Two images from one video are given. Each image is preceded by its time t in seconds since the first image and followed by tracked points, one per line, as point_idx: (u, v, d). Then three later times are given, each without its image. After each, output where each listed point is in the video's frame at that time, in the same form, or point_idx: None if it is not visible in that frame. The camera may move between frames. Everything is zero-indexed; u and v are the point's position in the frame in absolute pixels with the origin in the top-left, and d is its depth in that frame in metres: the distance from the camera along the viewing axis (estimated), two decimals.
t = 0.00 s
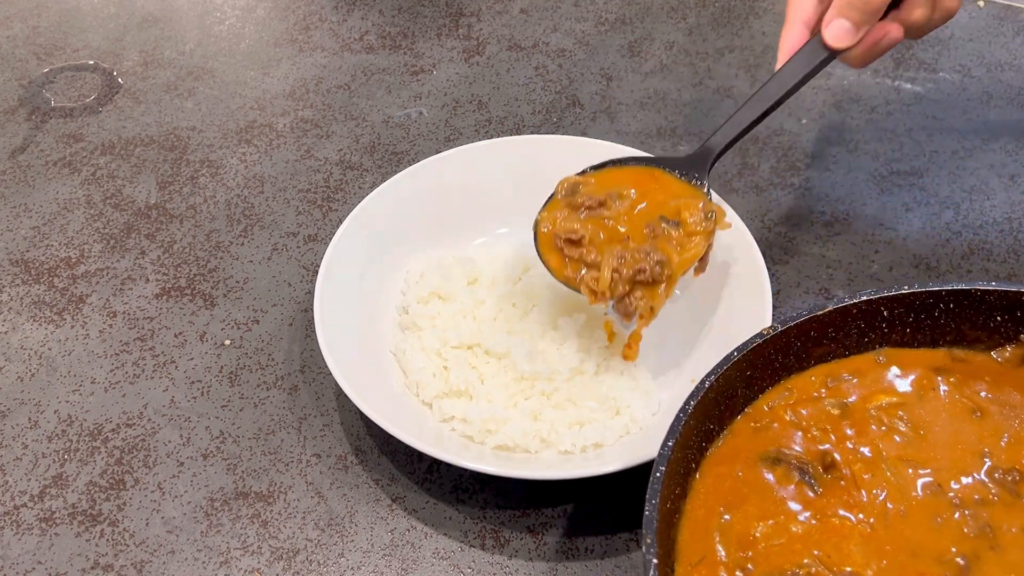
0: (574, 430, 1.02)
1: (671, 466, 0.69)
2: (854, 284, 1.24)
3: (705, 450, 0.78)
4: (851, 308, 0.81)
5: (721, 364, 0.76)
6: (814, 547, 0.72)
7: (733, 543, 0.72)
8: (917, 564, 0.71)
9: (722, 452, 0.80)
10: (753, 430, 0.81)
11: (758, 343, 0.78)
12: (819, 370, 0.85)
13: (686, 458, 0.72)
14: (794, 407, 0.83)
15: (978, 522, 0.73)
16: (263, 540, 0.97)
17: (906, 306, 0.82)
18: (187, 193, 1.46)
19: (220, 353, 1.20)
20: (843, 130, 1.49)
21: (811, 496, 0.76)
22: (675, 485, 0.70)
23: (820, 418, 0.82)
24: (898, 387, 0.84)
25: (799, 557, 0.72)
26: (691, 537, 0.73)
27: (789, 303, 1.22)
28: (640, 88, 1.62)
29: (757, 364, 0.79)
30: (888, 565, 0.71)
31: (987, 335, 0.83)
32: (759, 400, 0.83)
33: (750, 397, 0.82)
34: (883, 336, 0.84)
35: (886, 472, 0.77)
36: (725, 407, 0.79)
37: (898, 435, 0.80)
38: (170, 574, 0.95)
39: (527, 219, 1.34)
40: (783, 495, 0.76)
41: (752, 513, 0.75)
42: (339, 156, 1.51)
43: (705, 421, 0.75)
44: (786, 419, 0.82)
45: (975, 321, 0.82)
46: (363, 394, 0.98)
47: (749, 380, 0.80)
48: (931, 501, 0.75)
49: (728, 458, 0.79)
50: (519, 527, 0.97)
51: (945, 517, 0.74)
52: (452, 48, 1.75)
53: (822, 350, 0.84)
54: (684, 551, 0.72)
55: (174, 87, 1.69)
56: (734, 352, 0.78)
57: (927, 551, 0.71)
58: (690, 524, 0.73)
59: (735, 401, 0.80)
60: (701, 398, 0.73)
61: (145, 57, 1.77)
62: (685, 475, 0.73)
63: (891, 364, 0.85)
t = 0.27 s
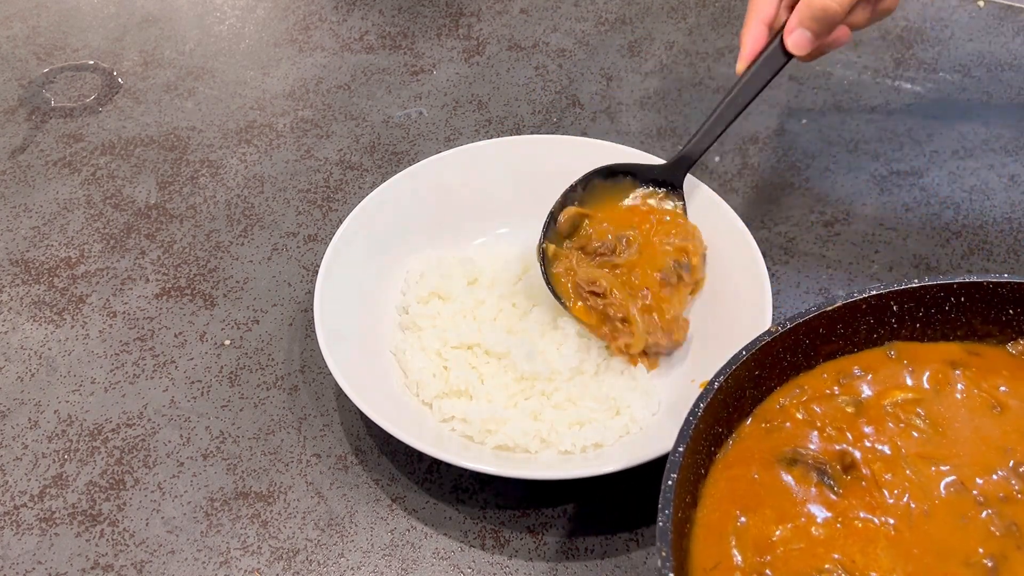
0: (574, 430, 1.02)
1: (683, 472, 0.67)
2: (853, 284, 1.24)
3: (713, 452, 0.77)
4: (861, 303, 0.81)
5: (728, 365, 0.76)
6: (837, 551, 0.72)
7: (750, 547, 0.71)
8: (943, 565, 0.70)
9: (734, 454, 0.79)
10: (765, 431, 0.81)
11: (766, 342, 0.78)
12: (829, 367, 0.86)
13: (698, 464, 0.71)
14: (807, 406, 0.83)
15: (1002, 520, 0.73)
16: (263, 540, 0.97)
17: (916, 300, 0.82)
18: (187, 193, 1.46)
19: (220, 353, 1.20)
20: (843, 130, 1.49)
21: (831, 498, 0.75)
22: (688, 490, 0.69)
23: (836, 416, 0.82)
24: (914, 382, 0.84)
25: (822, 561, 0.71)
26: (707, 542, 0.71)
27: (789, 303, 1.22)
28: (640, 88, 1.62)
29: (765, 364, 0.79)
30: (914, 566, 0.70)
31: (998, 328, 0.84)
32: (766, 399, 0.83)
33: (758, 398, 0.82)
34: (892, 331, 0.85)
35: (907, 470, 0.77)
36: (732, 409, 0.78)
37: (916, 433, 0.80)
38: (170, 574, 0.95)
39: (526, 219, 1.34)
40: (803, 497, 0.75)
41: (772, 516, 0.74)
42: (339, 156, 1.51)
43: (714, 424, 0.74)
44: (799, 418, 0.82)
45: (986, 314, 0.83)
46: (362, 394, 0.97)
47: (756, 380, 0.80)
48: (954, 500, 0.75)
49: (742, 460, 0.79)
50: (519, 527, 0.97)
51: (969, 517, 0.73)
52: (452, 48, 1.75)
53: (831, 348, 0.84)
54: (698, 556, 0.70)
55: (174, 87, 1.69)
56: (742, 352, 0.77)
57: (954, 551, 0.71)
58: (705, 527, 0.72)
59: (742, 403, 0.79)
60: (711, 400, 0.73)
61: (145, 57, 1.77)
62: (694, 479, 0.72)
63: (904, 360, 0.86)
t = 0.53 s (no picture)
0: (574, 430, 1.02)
1: (690, 480, 0.67)
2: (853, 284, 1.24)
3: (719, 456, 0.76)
4: (868, 301, 0.81)
5: (737, 365, 0.74)
6: (846, 557, 0.72)
7: (758, 555, 0.71)
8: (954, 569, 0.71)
9: (741, 457, 0.79)
10: (771, 433, 0.81)
11: (773, 342, 0.77)
12: (835, 366, 0.85)
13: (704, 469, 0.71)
14: (813, 407, 0.83)
15: (1012, 523, 0.74)
16: (263, 540, 0.97)
17: (923, 297, 0.82)
18: (187, 193, 1.46)
19: (220, 353, 1.20)
20: (843, 130, 1.49)
21: (840, 503, 0.75)
22: (694, 497, 0.68)
23: (841, 417, 0.82)
24: (920, 382, 0.84)
25: (832, 567, 0.71)
26: (715, 548, 0.71)
27: (789, 303, 1.22)
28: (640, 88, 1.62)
29: (770, 365, 0.78)
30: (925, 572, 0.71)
31: (1004, 325, 0.84)
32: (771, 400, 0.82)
33: (763, 401, 0.81)
34: (898, 329, 0.85)
35: (916, 474, 0.77)
36: (738, 411, 0.77)
37: (923, 435, 0.80)
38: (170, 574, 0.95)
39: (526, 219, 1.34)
40: (811, 502, 0.75)
41: (780, 521, 0.74)
42: (339, 156, 1.51)
43: (720, 428, 0.74)
44: (805, 420, 0.82)
45: (993, 311, 0.83)
46: (362, 394, 0.97)
47: (761, 381, 0.79)
48: (963, 503, 0.75)
49: (749, 464, 0.78)
50: (519, 527, 0.97)
51: (979, 520, 0.74)
52: (452, 49, 1.75)
53: (836, 347, 0.84)
54: (706, 564, 0.70)
55: (174, 87, 1.69)
56: (748, 352, 0.76)
57: (964, 555, 0.72)
58: (712, 534, 0.72)
59: (748, 404, 0.78)
60: (717, 404, 0.71)
61: (145, 56, 1.77)
62: (700, 486, 0.71)
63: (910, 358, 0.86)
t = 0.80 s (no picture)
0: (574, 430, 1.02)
1: (703, 489, 0.67)
2: (853, 284, 1.24)
3: (731, 464, 0.77)
4: (879, 308, 0.81)
5: (748, 373, 0.75)
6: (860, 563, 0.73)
7: (772, 560, 0.72)
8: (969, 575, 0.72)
9: (755, 464, 0.79)
10: (785, 439, 0.81)
11: (784, 350, 0.77)
12: (848, 373, 0.85)
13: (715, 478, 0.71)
14: (827, 413, 0.83)
15: None
16: (263, 540, 0.97)
17: (934, 303, 0.82)
18: (187, 193, 1.46)
19: (220, 353, 1.20)
20: (843, 130, 1.49)
21: (855, 509, 0.76)
22: (707, 507, 0.69)
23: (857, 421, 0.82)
24: (934, 388, 0.85)
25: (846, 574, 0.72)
26: (730, 556, 0.72)
27: (790, 303, 1.21)
28: (640, 88, 1.62)
29: (782, 372, 0.78)
30: None
31: (1015, 332, 0.84)
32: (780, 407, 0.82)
33: (775, 408, 0.81)
34: (909, 336, 0.85)
35: (931, 480, 0.78)
36: (750, 418, 0.77)
37: (938, 441, 0.81)
38: (170, 574, 0.95)
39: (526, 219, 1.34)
40: (827, 508, 0.76)
41: (795, 527, 0.75)
42: (339, 156, 1.51)
43: (733, 435, 0.74)
44: (819, 426, 0.82)
45: (1005, 318, 0.83)
46: (362, 394, 0.98)
47: (773, 388, 0.79)
48: (977, 510, 0.76)
49: (764, 471, 0.79)
50: (519, 527, 0.97)
51: (994, 527, 0.75)
52: (452, 49, 1.75)
53: (846, 353, 0.84)
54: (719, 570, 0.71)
55: (174, 87, 1.69)
56: (760, 360, 0.76)
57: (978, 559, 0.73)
58: (727, 541, 0.73)
59: (760, 411, 0.79)
60: (729, 411, 0.72)
61: (145, 56, 1.77)
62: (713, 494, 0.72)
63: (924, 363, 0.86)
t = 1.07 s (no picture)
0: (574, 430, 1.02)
1: (700, 502, 0.68)
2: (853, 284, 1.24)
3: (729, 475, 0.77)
4: (875, 320, 0.80)
5: (746, 386, 0.75)
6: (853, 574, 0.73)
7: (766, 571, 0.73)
8: None
9: (750, 474, 0.79)
10: (780, 450, 0.81)
11: (781, 363, 0.77)
12: (845, 385, 0.85)
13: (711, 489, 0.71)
14: (822, 424, 0.83)
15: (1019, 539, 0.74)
16: (264, 540, 0.97)
17: (930, 315, 0.82)
18: (187, 193, 1.46)
19: (220, 353, 1.20)
20: (843, 130, 1.49)
21: (847, 520, 0.76)
22: (704, 519, 0.69)
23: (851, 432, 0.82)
24: (929, 399, 0.84)
25: None
26: (724, 566, 0.73)
27: (790, 303, 1.21)
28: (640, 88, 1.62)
29: (779, 383, 0.78)
30: None
31: (1011, 340, 0.84)
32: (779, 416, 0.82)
33: (773, 418, 0.81)
34: (905, 347, 0.85)
35: (923, 491, 0.78)
36: (747, 430, 0.78)
37: (931, 452, 0.81)
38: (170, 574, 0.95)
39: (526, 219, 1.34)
40: (820, 519, 0.76)
41: (789, 537, 0.75)
42: (339, 156, 1.51)
43: (730, 446, 0.74)
44: (815, 437, 0.82)
45: (1000, 328, 0.82)
46: (362, 394, 0.98)
47: (770, 401, 0.79)
48: (969, 520, 0.76)
49: (758, 481, 0.79)
50: (519, 527, 0.97)
51: (985, 537, 0.75)
52: (452, 49, 1.75)
53: (844, 364, 0.84)
54: None
55: (175, 87, 1.69)
56: (757, 373, 0.76)
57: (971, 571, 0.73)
58: (721, 551, 0.73)
59: (757, 423, 0.79)
60: (726, 424, 0.72)
61: (145, 57, 1.78)
62: (710, 505, 0.72)
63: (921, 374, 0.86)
